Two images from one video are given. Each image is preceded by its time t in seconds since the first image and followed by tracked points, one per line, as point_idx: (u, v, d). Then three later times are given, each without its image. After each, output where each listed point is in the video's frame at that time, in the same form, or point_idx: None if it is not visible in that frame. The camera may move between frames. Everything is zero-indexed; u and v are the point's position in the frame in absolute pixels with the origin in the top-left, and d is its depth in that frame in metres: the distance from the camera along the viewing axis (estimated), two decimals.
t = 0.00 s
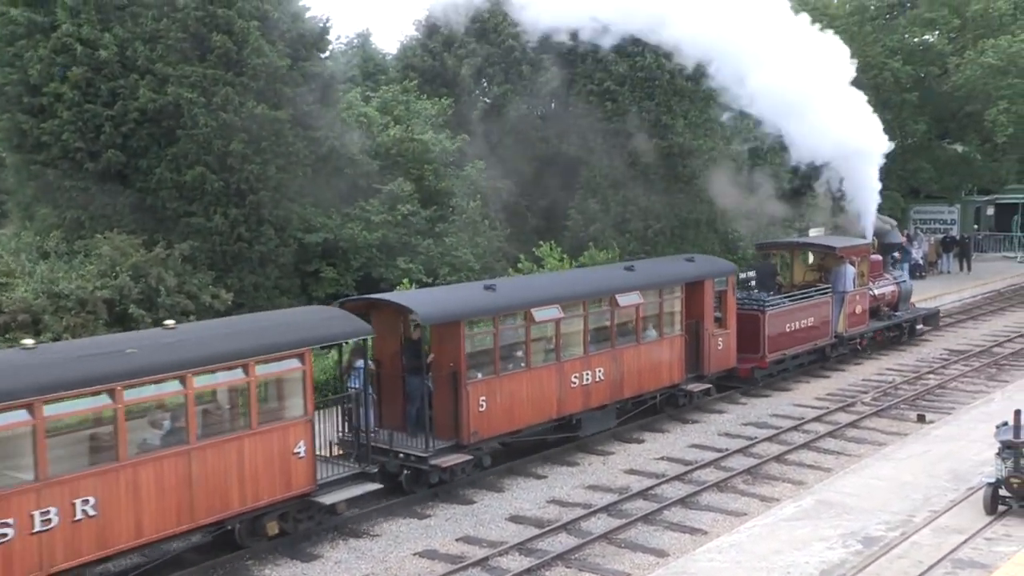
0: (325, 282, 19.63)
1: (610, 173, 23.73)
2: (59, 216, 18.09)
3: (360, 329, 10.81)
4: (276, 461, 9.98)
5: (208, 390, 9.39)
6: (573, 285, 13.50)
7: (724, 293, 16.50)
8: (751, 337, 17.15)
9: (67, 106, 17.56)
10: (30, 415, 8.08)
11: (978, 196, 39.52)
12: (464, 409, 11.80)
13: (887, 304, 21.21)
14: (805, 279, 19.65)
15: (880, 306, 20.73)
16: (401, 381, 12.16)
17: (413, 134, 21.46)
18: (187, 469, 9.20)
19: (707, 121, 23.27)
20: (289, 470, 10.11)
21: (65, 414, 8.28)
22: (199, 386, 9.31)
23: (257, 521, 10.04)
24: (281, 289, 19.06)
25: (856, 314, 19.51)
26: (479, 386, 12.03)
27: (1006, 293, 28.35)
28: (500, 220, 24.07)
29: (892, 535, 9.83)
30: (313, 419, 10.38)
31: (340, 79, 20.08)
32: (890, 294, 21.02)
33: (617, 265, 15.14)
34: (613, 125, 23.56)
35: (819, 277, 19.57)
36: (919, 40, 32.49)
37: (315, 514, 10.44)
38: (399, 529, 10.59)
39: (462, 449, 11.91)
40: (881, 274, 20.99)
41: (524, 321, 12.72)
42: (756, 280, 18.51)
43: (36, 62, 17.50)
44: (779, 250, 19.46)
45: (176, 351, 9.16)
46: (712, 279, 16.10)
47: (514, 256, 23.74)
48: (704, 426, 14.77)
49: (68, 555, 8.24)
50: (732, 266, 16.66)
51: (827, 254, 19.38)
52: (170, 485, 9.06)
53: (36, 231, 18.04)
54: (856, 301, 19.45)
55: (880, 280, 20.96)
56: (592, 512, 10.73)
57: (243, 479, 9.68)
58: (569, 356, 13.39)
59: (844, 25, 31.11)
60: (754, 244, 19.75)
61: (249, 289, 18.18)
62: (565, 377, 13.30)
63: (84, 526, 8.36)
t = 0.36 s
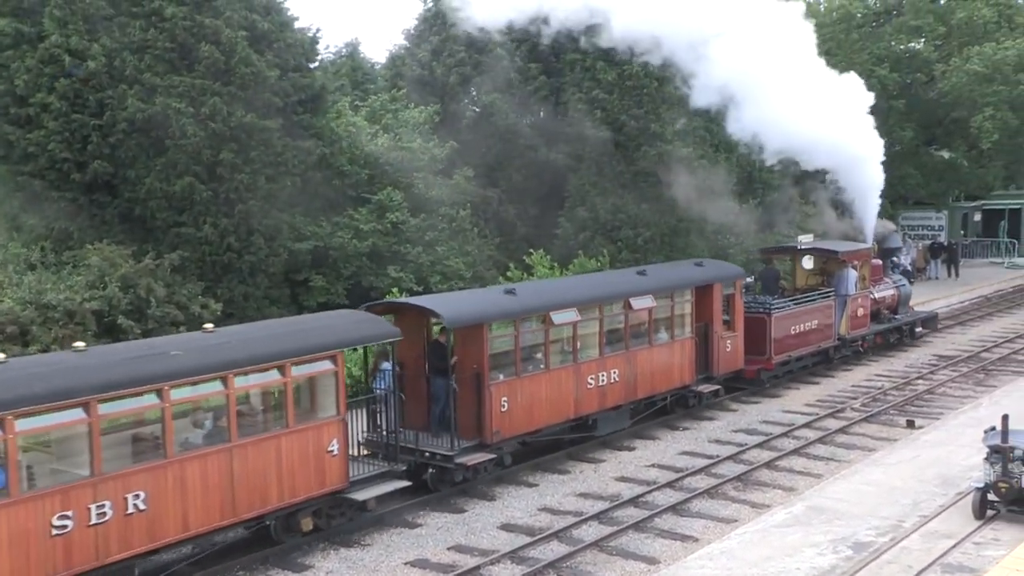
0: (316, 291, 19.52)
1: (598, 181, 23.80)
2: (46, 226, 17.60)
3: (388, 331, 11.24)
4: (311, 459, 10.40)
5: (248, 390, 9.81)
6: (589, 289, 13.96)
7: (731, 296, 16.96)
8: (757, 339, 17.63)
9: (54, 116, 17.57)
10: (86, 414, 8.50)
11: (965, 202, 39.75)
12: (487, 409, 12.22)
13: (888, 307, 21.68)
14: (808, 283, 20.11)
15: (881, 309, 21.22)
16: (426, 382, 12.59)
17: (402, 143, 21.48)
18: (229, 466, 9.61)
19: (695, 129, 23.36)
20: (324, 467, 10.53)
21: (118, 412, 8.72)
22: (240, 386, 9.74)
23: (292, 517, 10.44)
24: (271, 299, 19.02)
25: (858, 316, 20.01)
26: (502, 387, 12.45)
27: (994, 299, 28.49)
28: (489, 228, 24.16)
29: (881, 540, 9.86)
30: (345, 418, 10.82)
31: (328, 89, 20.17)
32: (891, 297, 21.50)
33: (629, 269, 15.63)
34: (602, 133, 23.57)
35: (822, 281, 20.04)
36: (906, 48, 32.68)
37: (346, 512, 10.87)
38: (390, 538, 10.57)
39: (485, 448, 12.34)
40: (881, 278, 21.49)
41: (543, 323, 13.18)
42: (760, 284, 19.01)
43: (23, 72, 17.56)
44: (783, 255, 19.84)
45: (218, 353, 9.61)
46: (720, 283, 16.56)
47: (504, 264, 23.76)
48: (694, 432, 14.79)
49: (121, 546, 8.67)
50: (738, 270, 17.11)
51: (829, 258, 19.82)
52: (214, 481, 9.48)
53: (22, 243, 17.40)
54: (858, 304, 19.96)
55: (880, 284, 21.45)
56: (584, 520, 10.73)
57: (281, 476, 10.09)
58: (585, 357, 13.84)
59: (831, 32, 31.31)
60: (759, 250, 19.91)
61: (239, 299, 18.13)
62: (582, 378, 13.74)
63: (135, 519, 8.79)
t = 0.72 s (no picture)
0: (304, 297, 19.62)
1: (584, 188, 23.90)
2: (31, 235, 17.72)
3: (413, 332, 11.33)
4: (339, 455, 10.55)
5: (281, 388, 9.89)
6: (601, 290, 14.30)
7: (735, 299, 17.36)
8: (760, 340, 18.06)
9: (39, 123, 17.64)
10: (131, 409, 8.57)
11: (949, 208, 40.02)
12: (504, 408, 12.52)
13: (885, 309, 22.16)
14: (806, 286, 20.56)
15: (879, 312, 21.70)
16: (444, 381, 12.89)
17: (388, 148, 21.35)
18: (263, 461, 9.72)
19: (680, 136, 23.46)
20: (351, 464, 10.70)
21: (163, 407, 8.80)
22: (274, 385, 9.83)
23: (317, 512, 10.58)
24: (258, 305, 18.96)
25: (857, 318, 20.50)
26: (518, 386, 12.74)
27: (978, 304, 28.68)
28: (477, 233, 24.18)
29: (868, 545, 9.91)
30: (372, 417, 10.94)
31: (315, 95, 20.12)
32: (887, 300, 21.98)
33: (637, 271, 16.00)
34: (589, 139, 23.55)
35: (820, 284, 20.46)
36: (890, 55, 32.86)
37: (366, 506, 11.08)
38: (378, 545, 10.53)
39: (502, 445, 12.66)
40: (878, 281, 21.99)
41: (557, 324, 13.48)
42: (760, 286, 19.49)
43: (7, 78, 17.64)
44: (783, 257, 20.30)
45: (253, 352, 9.69)
46: (724, 285, 16.92)
47: (491, 270, 23.81)
48: (682, 438, 14.82)
49: (165, 538, 8.78)
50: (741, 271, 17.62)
51: (828, 262, 20.25)
52: (250, 475, 9.57)
53: (7, 249, 17.47)
54: (857, 307, 20.45)
55: (877, 288, 21.95)
56: (571, 526, 10.73)
57: (311, 471, 10.23)
58: (597, 357, 14.18)
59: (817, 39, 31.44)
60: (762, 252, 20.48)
61: (226, 306, 18.09)
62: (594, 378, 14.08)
63: (176, 512, 8.87)
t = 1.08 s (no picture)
0: (287, 306, 19.47)
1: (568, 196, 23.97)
2: (11, 242, 18.14)
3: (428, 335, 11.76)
4: (359, 454, 10.93)
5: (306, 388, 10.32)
6: (608, 295, 14.79)
7: (734, 304, 17.85)
8: (757, 345, 18.56)
9: (21, 130, 17.64)
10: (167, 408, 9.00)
11: (929, 216, 40.35)
12: (515, 409, 12.99)
13: (876, 315, 22.48)
14: (800, 292, 21.05)
15: (870, 317, 22.06)
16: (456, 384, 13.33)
17: (373, 156, 21.36)
18: (288, 458, 10.13)
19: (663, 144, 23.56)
20: (372, 462, 11.08)
21: (197, 406, 9.23)
22: (297, 384, 10.23)
23: (337, 509, 10.97)
24: (240, 312, 18.88)
25: (849, 324, 20.93)
26: (527, 387, 13.22)
27: (959, 312, 28.91)
28: (461, 241, 24.22)
29: (850, 552, 9.95)
30: (390, 416, 11.33)
31: (299, 102, 20.07)
32: (878, 306, 22.33)
33: (641, 276, 16.50)
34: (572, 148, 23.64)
35: (813, 290, 20.91)
36: (871, 65, 33.16)
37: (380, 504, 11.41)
38: (362, 554, 10.48)
39: (513, 445, 13.12)
40: (869, 287, 22.35)
41: (565, 327, 13.96)
42: (755, 293, 19.75)
43: None
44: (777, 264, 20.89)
45: (278, 354, 10.10)
46: (724, 291, 17.42)
47: (475, 278, 23.86)
48: (665, 446, 14.86)
49: (198, 532, 9.20)
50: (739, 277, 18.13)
51: (821, 269, 20.72)
52: (275, 472, 9.99)
53: None
54: (849, 313, 20.87)
55: (868, 293, 22.31)
56: (555, 534, 10.74)
57: (332, 469, 10.62)
58: (602, 360, 14.65)
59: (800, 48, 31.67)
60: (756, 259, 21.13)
61: (209, 314, 18.01)
62: (600, 380, 14.56)
63: (207, 507, 9.29)
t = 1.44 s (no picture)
0: (275, 314, 19.36)
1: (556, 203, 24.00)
2: None
3: (445, 337, 12.20)
4: (383, 452, 11.40)
5: (333, 388, 10.80)
6: (617, 298, 15.14)
7: (737, 307, 18.25)
8: (759, 347, 18.92)
9: (8, 139, 17.45)
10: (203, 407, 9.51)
11: (916, 221, 40.52)
12: (529, 408, 13.32)
13: (874, 317, 22.93)
14: (799, 294, 21.31)
15: (868, 319, 22.53)
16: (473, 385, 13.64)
17: (361, 164, 21.28)
18: (316, 456, 10.62)
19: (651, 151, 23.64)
20: (395, 459, 11.54)
21: (231, 406, 9.73)
22: (324, 384, 10.72)
23: (361, 506, 11.40)
24: (229, 321, 18.80)
25: (848, 326, 21.35)
26: (541, 388, 13.56)
27: (946, 316, 29.02)
28: (449, 248, 24.19)
29: (840, 557, 9.95)
30: (411, 415, 11.80)
31: (288, 110, 20.03)
32: (875, 308, 22.78)
33: (647, 279, 16.88)
34: (560, 155, 23.68)
35: (812, 293, 21.19)
36: (857, 70, 33.27)
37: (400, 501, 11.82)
38: (352, 562, 10.43)
39: (528, 444, 13.45)
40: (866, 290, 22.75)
41: (577, 330, 14.30)
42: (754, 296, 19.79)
43: None
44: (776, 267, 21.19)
45: (304, 356, 10.58)
46: (727, 294, 17.84)
47: (465, 285, 23.87)
48: (655, 452, 14.83)
49: (232, 526, 9.70)
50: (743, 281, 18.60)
51: (819, 272, 20.95)
52: (305, 469, 10.49)
53: None
54: (848, 316, 21.29)
55: (866, 296, 22.72)
56: (545, 541, 10.70)
57: (358, 466, 11.10)
58: (612, 362, 15.00)
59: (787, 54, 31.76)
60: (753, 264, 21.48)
61: (197, 322, 17.92)
62: (610, 380, 14.92)
63: (241, 503, 9.80)
